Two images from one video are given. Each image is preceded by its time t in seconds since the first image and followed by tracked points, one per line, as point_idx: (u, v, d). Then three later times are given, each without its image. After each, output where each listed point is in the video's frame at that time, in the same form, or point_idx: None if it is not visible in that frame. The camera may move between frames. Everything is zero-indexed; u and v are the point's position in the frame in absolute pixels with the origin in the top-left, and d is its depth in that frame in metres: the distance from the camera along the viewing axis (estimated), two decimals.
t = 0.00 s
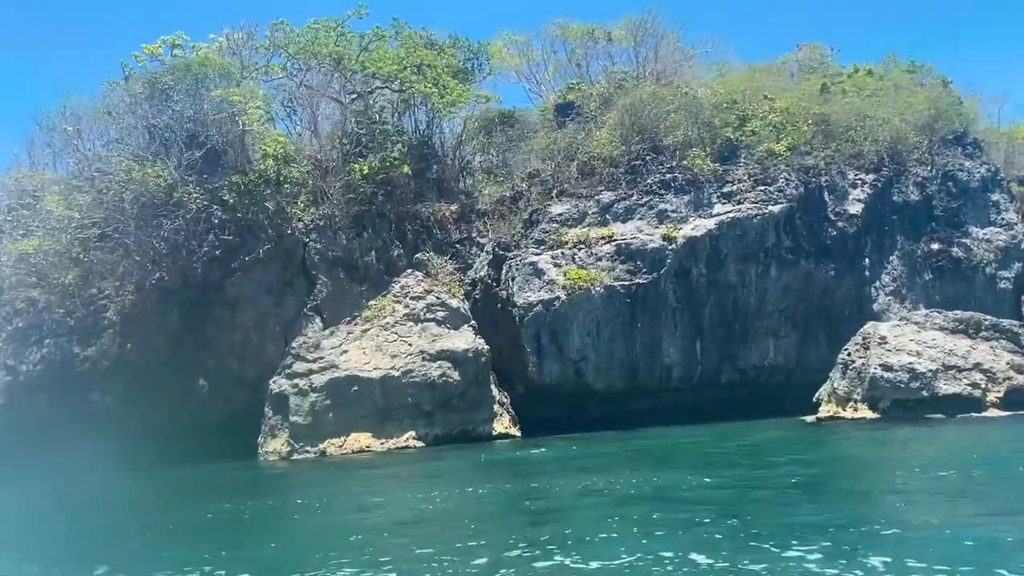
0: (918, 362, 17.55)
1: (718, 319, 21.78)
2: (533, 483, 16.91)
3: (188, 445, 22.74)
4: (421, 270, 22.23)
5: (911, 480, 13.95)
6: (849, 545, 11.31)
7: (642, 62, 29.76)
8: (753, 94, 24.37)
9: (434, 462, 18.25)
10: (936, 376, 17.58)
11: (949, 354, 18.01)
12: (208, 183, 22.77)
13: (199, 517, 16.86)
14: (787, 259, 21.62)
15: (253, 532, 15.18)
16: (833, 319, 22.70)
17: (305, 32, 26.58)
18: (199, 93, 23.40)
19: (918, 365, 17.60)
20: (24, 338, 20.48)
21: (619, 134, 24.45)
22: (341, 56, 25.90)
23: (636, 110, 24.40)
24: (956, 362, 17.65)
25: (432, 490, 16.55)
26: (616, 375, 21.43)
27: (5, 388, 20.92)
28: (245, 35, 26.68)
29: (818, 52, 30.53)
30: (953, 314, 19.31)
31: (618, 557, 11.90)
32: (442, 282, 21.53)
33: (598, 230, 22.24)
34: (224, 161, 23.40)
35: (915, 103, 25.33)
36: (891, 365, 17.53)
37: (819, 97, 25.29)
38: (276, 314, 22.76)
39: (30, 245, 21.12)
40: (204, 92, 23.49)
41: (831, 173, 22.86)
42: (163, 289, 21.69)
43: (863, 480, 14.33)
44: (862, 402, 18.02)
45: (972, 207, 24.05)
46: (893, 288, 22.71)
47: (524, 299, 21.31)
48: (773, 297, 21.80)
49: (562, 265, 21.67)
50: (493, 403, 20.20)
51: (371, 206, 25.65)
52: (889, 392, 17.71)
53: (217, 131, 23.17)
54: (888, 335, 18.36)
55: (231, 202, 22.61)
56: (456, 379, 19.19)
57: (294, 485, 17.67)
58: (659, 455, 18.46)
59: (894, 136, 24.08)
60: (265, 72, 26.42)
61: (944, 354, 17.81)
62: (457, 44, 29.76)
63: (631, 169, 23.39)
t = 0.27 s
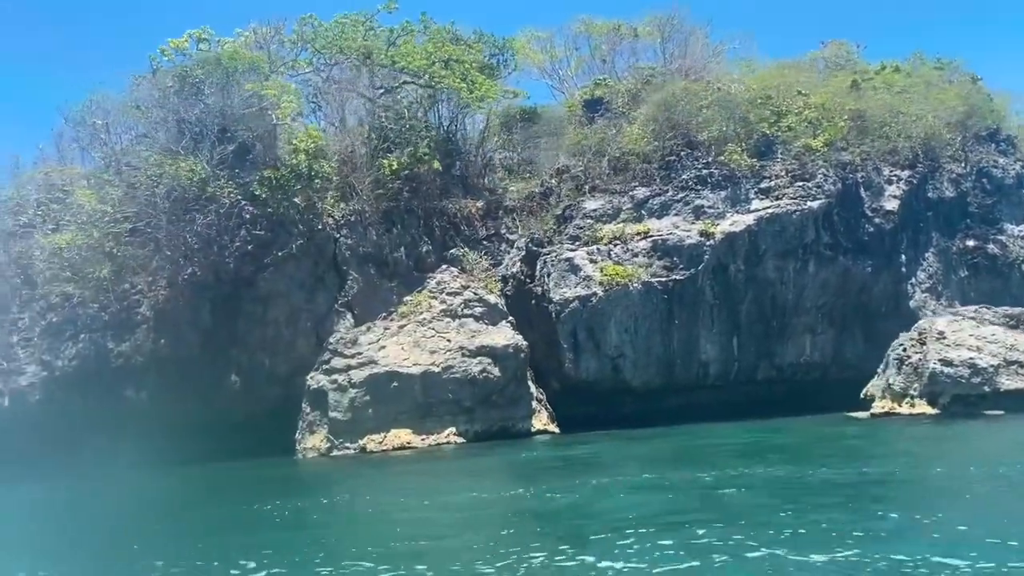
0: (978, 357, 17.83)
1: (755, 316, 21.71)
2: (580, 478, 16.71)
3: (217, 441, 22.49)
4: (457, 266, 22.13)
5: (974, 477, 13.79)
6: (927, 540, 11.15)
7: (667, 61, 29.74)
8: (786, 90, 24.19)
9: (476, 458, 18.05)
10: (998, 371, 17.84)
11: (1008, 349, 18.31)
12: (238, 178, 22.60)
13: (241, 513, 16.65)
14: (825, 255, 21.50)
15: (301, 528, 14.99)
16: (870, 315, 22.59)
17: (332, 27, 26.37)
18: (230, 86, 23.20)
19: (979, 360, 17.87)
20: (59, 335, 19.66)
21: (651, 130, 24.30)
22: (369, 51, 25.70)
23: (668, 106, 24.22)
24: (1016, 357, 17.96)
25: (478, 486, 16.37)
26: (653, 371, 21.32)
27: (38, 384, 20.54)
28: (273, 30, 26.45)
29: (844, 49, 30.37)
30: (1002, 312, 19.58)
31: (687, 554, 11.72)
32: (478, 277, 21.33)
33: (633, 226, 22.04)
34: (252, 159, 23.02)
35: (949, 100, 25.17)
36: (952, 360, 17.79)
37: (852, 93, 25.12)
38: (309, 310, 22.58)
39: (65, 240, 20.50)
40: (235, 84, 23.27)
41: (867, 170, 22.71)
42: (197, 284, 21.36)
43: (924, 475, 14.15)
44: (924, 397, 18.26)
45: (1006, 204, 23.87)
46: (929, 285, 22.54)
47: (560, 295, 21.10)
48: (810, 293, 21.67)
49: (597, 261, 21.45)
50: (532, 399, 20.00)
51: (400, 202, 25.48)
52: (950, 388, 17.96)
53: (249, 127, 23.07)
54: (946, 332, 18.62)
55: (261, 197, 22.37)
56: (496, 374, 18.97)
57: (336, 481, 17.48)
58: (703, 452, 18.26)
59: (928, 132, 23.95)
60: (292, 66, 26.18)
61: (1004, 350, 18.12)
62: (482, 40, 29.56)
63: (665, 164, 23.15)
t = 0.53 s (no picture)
0: None
1: (791, 312, 21.60)
2: (627, 478, 16.55)
3: (246, 439, 22.29)
4: (490, 262, 21.82)
5: None
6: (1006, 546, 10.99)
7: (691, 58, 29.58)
8: (819, 85, 24.03)
9: (518, 456, 17.86)
10: None
11: None
12: (269, 173, 22.43)
13: (283, 509, 16.46)
14: (862, 251, 21.42)
15: (350, 525, 14.82)
16: (905, 312, 22.47)
17: (358, 22, 26.03)
18: (259, 81, 22.87)
19: None
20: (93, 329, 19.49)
21: (683, 126, 24.14)
22: (397, 45, 25.43)
23: (700, 104, 24.12)
24: None
25: (524, 484, 16.20)
26: (689, 368, 21.15)
27: (73, 380, 20.44)
28: (299, 24, 26.19)
29: (869, 46, 30.19)
30: None
31: (756, 552, 11.58)
32: (512, 273, 21.16)
33: (668, 222, 21.88)
34: (285, 152, 23.06)
35: (980, 96, 25.02)
36: (1012, 356, 18.15)
37: (883, 89, 24.95)
38: (340, 306, 22.39)
39: (97, 235, 20.48)
40: (264, 78, 22.97)
41: (902, 167, 22.57)
42: (229, 280, 21.27)
43: (984, 480, 14.03)
44: (982, 393, 18.62)
45: None
46: (964, 282, 22.42)
47: (596, 291, 20.87)
48: (847, 290, 21.56)
49: (632, 257, 21.25)
50: (570, 396, 19.82)
51: (428, 198, 25.34)
52: (1008, 384, 18.32)
53: (281, 122, 22.85)
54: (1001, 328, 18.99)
55: (292, 191, 22.27)
56: (535, 371, 18.72)
57: (378, 477, 17.30)
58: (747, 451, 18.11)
59: (962, 129, 23.81)
60: (319, 61, 25.94)
61: None
62: (506, 35, 29.33)
63: (696, 159, 23.09)
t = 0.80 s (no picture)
0: None
1: (826, 309, 21.50)
2: (672, 476, 16.41)
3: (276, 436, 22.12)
4: (524, 258, 21.68)
5: None
6: None
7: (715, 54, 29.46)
8: (851, 82, 23.92)
9: (559, 453, 17.71)
10: None
11: None
12: (300, 169, 22.33)
13: (325, 505, 16.31)
14: (898, 248, 21.35)
15: (399, 520, 14.69)
16: (939, 309, 22.33)
17: (385, 16, 25.81)
18: (290, 76, 22.74)
19: None
20: (126, 325, 19.24)
21: (715, 122, 24.04)
22: (424, 39, 25.21)
23: (732, 100, 23.99)
24: None
25: (570, 482, 16.08)
26: (725, 365, 21.02)
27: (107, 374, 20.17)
28: (326, 19, 26.02)
29: (893, 44, 30.09)
30: None
31: (824, 550, 11.45)
32: (546, 270, 21.02)
33: (702, 219, 21.78)
34: (311, 149, 22.72)
35: (1011, 93, 24.91)
36: None
37: (914, 86, 24.85)
38: (371, 302, 22.24)
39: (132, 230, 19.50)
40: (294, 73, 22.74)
41: (936, 164, 22.51)
42: (262, 275, 21.16)
43: None
44: None
45: None
46: (997, 279, 22.23)
47: (631, 288, 20.77)
48: (882, 286, 21.48)
49: (668, 253, 21.14)
50: (607, 393, 19.67)
51: (456, 194, 25.16)
52: None
53: (311, 118, 22.76)
54: None
55: (324, 186, 22.17)
56: (575, 367, 18.59)
57: (420, 474, 17.18)
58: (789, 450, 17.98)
59: (994, 126, 23.70)
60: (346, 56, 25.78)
61: None
62: (530, 30, 29.18)
63: (728, 154, 23.05)
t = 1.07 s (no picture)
0: None
1: (859, 306, 21.44)
2: (718, 474, 16.27)
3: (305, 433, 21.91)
4: (556, 254, 21.55)
5: None
6: None
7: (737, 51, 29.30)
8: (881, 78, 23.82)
9: (600, 450, 17.55)
10: None
11: None
12: (329, 165, 22.20)
13: (366, 502, 16.12)
14: (932, 245, 21.27)
15: (447, 518, 14.50)
16: (971, 307, 22.20)
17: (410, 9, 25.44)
18: (320, 70, 22.55)
19: None
20: (162, 319, 18.76)
21: (745, 118, 23.95)
22: (451, 34, 25.04)
23: (762, 97, 23.91)
24: None
25: (615, 479, 15.92)
26: (759, 362, 20.91)
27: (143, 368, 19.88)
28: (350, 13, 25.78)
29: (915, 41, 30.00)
30: None
31: (893, 546, 11.30)
32: (580, 266, 20.85)
33: (735, 215, 21.67)
34: (341, 143, 22.55)
35: None
36: None
37: (943, 83, 24.77)
38: (401, 299, 22.07)
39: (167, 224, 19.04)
40: (324, 67, 22.58)
41: (968, 160, 22.44)
42: (293, 271, 20.97)
43: None
44: None
45: None
46: None
47: (665, 284, 20.62)
48: (916, 284, 21.40)
49: (702, 249, 21.03)
50: (644, 390, 19.53)
51: (481, 191, 24.96)
52: None
53: (340, 112, 22.56)
54: None
55: (355, 182, 21.98)
56: (614, 364, 18.41)
57: (461, 471, 17.00)
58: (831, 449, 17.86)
59: None
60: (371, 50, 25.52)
61: None
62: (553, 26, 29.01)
63: (758, 150, 23.05)
